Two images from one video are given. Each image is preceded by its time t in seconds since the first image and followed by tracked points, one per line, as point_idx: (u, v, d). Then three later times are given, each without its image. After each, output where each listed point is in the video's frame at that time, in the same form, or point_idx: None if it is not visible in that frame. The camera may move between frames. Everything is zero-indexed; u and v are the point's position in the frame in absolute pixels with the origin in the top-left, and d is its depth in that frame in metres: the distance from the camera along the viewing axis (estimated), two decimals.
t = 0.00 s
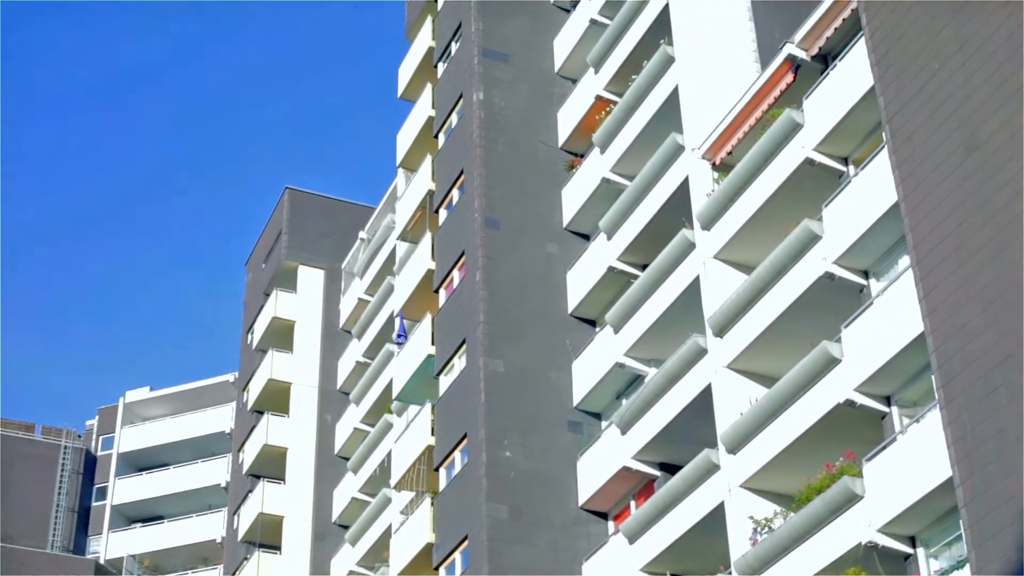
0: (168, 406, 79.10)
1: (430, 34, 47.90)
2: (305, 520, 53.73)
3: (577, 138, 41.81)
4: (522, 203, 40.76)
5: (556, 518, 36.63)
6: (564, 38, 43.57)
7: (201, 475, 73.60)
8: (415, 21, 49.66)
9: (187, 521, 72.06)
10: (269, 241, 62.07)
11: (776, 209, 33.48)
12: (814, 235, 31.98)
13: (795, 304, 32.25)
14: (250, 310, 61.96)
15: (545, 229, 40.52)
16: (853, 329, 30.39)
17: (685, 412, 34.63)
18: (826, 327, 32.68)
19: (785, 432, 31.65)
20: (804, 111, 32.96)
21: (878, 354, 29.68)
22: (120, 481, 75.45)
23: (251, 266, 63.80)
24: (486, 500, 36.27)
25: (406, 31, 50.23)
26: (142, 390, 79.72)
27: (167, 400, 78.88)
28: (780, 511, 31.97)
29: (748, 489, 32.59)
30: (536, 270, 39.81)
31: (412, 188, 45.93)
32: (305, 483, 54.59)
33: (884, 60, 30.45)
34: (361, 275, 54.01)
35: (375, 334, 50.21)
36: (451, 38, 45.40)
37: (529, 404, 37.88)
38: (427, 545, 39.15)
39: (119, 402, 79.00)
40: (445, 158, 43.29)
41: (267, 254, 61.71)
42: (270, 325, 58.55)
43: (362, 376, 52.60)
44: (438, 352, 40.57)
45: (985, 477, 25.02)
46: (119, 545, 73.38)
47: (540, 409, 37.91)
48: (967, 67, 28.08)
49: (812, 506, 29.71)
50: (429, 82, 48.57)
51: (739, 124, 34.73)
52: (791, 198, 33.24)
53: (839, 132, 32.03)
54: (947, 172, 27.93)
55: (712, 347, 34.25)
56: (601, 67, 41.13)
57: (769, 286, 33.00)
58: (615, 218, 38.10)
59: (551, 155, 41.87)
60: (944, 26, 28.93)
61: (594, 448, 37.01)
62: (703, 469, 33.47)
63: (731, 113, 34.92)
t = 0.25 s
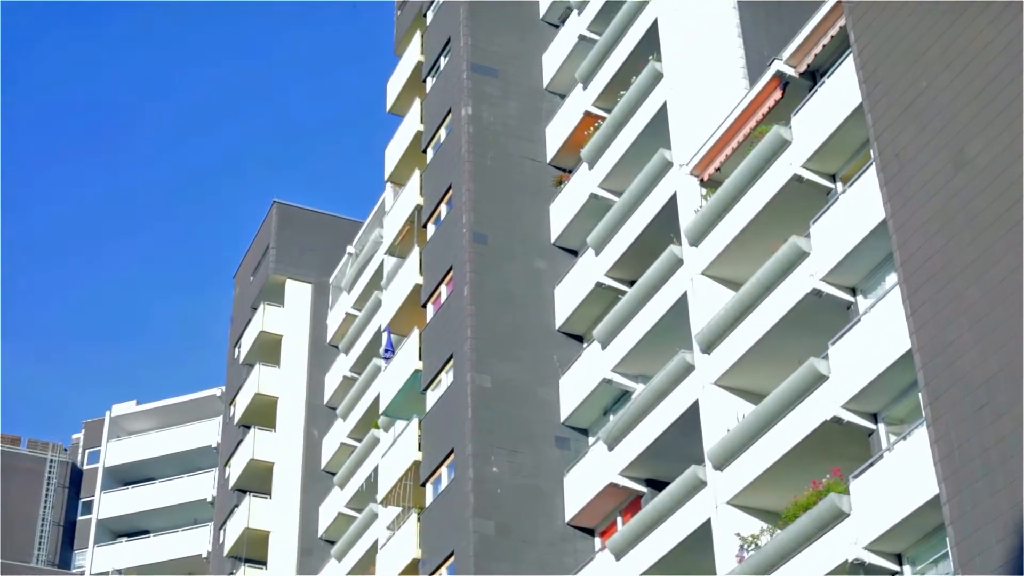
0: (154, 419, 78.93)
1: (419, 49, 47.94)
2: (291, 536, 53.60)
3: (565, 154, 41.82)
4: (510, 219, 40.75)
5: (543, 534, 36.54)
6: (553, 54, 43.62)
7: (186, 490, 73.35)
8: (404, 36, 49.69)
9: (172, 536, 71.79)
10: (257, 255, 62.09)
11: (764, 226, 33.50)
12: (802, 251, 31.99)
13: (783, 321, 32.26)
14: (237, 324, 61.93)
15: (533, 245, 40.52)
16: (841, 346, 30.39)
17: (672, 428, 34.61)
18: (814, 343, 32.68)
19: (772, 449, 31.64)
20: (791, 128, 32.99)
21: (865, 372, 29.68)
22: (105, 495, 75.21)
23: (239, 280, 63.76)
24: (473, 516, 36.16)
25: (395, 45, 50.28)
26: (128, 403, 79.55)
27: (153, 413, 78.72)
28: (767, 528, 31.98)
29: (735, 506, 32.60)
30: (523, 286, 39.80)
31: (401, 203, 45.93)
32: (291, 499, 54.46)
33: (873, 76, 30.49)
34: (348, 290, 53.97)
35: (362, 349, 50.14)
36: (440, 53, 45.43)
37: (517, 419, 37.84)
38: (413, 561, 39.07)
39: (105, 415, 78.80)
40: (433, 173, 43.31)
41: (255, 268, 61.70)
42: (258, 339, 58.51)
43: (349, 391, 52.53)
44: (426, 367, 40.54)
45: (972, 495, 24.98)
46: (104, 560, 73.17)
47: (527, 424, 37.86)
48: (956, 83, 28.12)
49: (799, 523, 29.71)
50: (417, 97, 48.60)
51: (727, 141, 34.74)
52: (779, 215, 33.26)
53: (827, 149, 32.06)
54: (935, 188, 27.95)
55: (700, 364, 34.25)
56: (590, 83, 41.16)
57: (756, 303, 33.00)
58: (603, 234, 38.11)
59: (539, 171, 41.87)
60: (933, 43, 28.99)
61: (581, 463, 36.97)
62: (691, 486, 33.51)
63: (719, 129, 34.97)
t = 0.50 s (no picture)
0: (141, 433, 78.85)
1: (408, 64, 47.93)
2: (278, 550, 53.42)
3: (554, 169, 41.81)
4: (499, 233, 40.72)
5: (530, 550, 36.45)
6: (542, 69, 43.64)
7: (172, 503, 73.03)
8: (393, 50, 49.68)
9: (158, 550, 71.33)
10: (244, 268, 62.04)
11: (751, 241, 33.52)
12: (790, 267, 31.99)
13: (770, 337, 32.25)
14: (224, 337, 61.85)
15: (521, 260, 40.48)
16: (828, 362, 30.38)
17: (660, 443, 34.57)
18: (802, 359, 32.67)
19: (760, 465, 31.61)
20: (780, 144, 33.02)
21: (853, 388, 29.65)
22: (91, 508, 75.01)
23: (226, 293, 63.67)
24: (460, 531, 36.01)
25: (383, 60, 50.27)
26: (114, 416, 79.47)
27: (139, 427, 78.64)
28: (754, 545, 31.86)
29: (722, 521, 32.59)
30: (511, 301, 39.75)
31: (389, 217, 45.89)
32: (278, 513, 54.30)
33: (861, 93, 30.52)
34: (336, 304, 53.90)
35: (348, 364, 50.03)
36: (429, 67, 45.42)
37: (504, 434, 37.75)
38: None
39: (92, 429, 78.67)
40: (421, 187, 43.29)
41: (242, 282, 61.66)
42: (245, 353, 58.41)
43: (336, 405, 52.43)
44: (413, 381, 40.47)
45: (960, 512, 24.93)
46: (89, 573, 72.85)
47: (514, 439, 37.79)
48: (945, 100, 28.16)
49: (787, 539, 29.70)
50: (406, 111, 48.58)
51: (716, 157, 34.77)
52: (767, 230, 33.27)
53: (815, 165, 32.08)
54: (924, 205, 27.96)
55: (687, 379, 34.24)
56: (579, 98, 41.16)
57: (744, 318, 33.01)
58: (591, 250, 38.08)
59: (528, 186, 41.86)
60: (922, 60, 29.03)
61: (569, 478, 36.90)
62: (678, 501, 33.53)
63: (707, 145, 34.98)
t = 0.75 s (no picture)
0: (125, 448, 78.65)
1: (395, 79, 47.92)
2: (261, 566, 53.21)
3: (541, 185, 41.81)
4: (485, 249, 40.67)
5: (515, 568, 36.32)
6: (529, 85, 43.64)
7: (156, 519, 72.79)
8: (380, 66, 49.67)
9: (141, 566, 71.10)
10: (229, 283, 61.95)
11: (738, 258, 33.51)
12: (777, 283, 31.97)
13: (757, 354, 32.23)
14: (209, 353, 61.72)
15: (507, 276, 40.42)
16: (815, 379, 30.36)
17: (646, 460, 34.50)
18: (788, 376, 32.65)
19: (745, 482, 31.57)
20: (767, 161, 33.03)
21: (839, 405, 29.62)
22: (74, 523, 74.68)
23: (212, 308, 63.58)
24: (445, 547, 35.82)
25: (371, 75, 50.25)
26: (98, 431, 79.30)
27: (124, 442, 78.45)
28: (740, 562, 31.83)
29: (708, 538, 32.57)
30: (497, 317, 39.68)
31: (375, 233, 45.83)
32: (261, 530, 54.12)
33: (849, 110, 30.54)
34: (321, 319, 53.80)
35: (333, 379, 49.91)
36: (416, 83, 45.41)
37: (490, 451, 37.64)
38: None
39: (76, 443, 78.44)
40: (408, 203, 43.24)
41: (228, 297, 61.56)
42: (230, 368, 58.28)
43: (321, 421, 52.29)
44: (399, 397, 40.37)
45: (945, 529, 24.89)
46: None
47: (500, 455, 37.68)
48: (933, 117, 28.18)
49: (772, 557, 29.71)
50: (393, 127, 48.57)
51: (703, 173, 34.79)
52: (754, 247, 33.28)
53: (803, 182, 32.09)
54: (911, 222, 27.97)
55: (674, 396, 34.20)
56: (566, 114, 41.16)
57: (730, 335, 32.99)
58: (577, 266, 38.01)
59: (515, 202, 41.84)
60: (911, 77, 29.05)
61: (554, 495, 36.79)
62: (663, 518, 33.55)
63: (695, 162, 35.00)
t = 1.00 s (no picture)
0: (112, 460, 78.52)
1: (385, 92, 47.89)
2: None
3: (530, 198, 41.79)
4: (474, 262, 40.62)
5: None
6: (518, 98, 43.63)
7: (143, 532, 72.65)
8: (369, 79, 49.64)
9: None
10: (218, 295, 61.90)
11: (727, 271, 33.48)
12: (765, 297, 31.95)
13: (746, 368, 32.20)
14: (198, 365, 61.63)
15: (496, 289, 40.38)
16: (803, 393, 30.34)
17: (635, 473, 34.45)
18: (777, 389, 32.61)
19: (734, 496, 31.51)
20: (756, 174, 33.00)
21: (827, 419, 29.59)
22: (61, 536, 74.53)
23: (200, 320, 63.48)
24: (432, 560, 35.74)
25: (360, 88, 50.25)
26: (85, 443, 79.18)
27: (111, 454, 78.32)
28: None
29: (696, 552, 32.51)
30: (485, 330, 39.64)
31: (364, 245, 45.78)
32: (249, 543, 53.97)
33: (839, 123, 30.52)
34: (309, 332, 53.73)
35: (322, 392, 49.82)
36: (405, 95, 45.39)
37: (478, 464, 37.56)
38: None
39: (63, 455, 78.29)
40: (397, 215, 43.21)
41: (216, 309, 61.49)
42: (218, 381, 58.19)
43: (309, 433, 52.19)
44: (387, 410, 40.31)
45: (934, 544, 24.82)
46: None
47: (488, 468, 37.61)
48: (923, 130, 28.17)
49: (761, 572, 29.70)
50: (382, 139, 48.53)
51: (692, 187, 34.77)
52: (743, 260, 33.25)
53: (791, 196, 32.09)
54: (901, 236, 27.93)
55: (662, 410, 34.16)
56: (556, 127, 41.16)
57: (719, 348, 32.96)
58: (566, 279, 37.97)
59: (504, 215, 41.80)
60: (900, 91, 29.05)
61: (543, 508, 36.69)
62: (651, 532, 33.52)
63: (683, 175, 34.99)
